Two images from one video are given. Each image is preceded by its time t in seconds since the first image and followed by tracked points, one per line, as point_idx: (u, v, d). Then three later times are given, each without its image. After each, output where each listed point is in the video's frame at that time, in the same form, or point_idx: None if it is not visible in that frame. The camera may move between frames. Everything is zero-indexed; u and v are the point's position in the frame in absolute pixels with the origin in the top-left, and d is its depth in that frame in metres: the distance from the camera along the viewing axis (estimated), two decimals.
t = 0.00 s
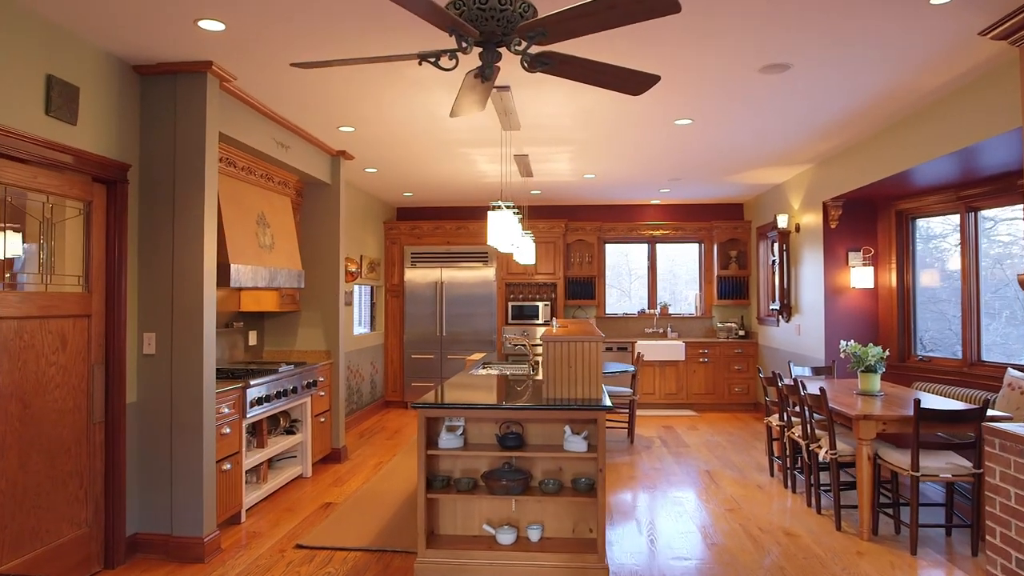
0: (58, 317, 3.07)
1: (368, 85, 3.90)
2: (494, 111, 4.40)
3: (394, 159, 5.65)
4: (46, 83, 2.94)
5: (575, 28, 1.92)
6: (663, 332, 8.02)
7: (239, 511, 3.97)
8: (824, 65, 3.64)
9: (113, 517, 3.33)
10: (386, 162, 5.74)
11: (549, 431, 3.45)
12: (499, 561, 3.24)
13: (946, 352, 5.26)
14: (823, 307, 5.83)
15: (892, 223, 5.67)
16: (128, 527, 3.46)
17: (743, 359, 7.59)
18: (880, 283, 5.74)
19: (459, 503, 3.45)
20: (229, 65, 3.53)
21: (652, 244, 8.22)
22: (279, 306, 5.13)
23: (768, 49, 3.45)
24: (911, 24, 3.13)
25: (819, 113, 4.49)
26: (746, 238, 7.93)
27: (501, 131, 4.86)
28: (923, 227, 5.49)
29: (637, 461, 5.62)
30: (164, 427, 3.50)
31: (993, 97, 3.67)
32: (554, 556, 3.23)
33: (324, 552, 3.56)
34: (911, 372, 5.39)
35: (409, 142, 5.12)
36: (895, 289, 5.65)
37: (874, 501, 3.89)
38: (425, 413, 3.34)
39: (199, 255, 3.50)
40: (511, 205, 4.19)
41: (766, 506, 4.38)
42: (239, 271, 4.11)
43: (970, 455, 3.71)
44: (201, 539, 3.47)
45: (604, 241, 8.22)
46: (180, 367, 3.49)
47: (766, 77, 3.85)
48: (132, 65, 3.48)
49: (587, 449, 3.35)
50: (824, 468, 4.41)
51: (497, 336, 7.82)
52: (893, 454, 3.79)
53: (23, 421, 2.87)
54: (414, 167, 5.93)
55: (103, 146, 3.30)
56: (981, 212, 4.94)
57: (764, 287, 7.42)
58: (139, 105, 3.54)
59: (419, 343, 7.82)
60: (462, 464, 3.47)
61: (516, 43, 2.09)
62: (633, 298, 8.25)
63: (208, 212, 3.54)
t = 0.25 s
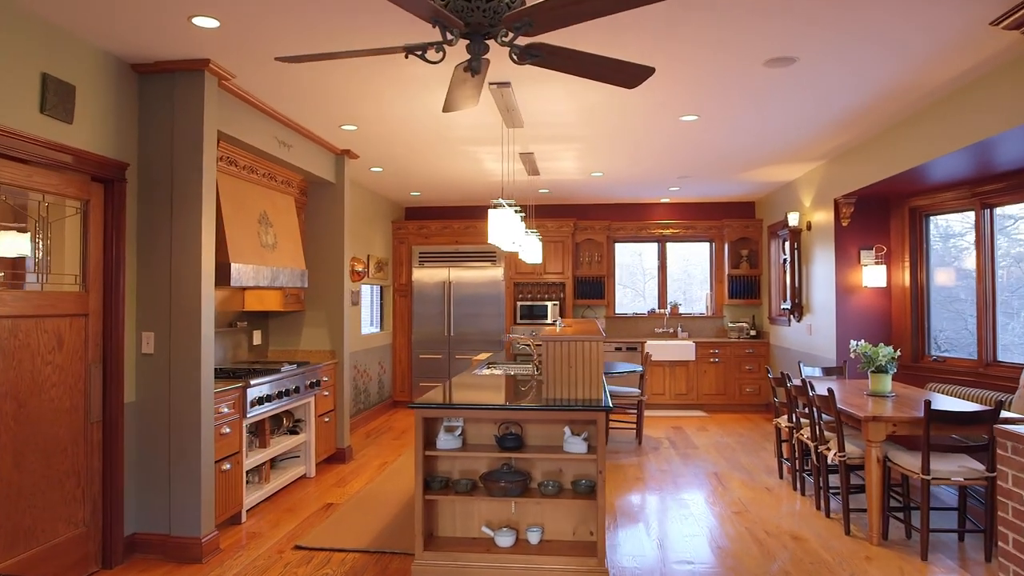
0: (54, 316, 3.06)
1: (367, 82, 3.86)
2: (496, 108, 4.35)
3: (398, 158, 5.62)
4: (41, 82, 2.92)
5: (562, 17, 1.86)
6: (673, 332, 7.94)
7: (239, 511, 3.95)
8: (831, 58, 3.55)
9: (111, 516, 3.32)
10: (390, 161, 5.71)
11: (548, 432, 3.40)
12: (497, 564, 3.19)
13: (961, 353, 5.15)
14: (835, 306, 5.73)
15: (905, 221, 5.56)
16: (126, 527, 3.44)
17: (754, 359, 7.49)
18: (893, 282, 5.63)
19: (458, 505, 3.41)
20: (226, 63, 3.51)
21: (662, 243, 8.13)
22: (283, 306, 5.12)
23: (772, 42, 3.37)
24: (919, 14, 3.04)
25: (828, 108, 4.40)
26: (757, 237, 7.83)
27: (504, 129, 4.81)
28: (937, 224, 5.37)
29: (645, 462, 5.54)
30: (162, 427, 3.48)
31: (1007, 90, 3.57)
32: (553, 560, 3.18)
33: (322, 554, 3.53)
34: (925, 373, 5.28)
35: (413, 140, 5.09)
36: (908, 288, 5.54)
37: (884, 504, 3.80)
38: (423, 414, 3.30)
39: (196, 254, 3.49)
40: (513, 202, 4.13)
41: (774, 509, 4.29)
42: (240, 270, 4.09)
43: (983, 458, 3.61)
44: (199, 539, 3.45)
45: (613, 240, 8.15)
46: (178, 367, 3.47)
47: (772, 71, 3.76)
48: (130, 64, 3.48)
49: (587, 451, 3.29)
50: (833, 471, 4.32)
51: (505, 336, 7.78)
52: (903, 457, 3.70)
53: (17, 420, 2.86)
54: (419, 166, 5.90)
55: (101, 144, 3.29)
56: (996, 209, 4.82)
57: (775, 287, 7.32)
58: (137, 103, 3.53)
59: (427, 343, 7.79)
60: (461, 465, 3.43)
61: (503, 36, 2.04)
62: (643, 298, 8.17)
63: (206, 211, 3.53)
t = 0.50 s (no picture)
0: (46, 315, 3.04)
1: (364, 79, 3.82)
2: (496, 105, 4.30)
3: (401, 156, 5.58)
4: (32, 80, 2.89)
5: (544, 5, 1.80)
6: (682, 332, 7.85)
7: (237, 511, 3.93)
8: (836, 51, 3.46)
9: (105, 517, 3.30)
10: (394, 160, 5.68)
11: (545, 433, 3.34)
12: (492, 567, 3.14)
13: (975, 353, 5.03)
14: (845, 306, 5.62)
15: (917, 218, 5.45)
16: (121, 527, 3.43)
17: (764, 359, 7.38)
18: (904, 281, 5.52)
19: (455, 507, 3.36)
20: (221, 60, 3.47)
21: (670, 242, 8.05)
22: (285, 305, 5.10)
23: (774, 35, 3.28)
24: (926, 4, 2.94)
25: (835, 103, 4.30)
26: (767, 235, 7.72)
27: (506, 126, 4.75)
28: (950, 222, 5.26)
29: (650, 464, 5.47)
30: (157, 427, 3.47)
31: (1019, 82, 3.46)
32: (550, 563, 3.12)
33: (318, 555, 3.50)
34: (938, 374, 5.16)
35: (414, 138, 5.05)
36: (920, 287, 5.42)
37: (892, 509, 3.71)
38: (418, 414, 3.25)
39: (191, 253, 3.46)
40: (511, 200, 4.07)
41: (780, 513, 4.20)
42: (238, 270, 4.07)
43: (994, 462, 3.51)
44: (193, 539, 3.42)
45: (621, 239, 8.07)
46: (173, 366, 3.45)
47: (776, 65, 3.67)
48: (125, 62, 3.46)
49: (585, 453, 3.23)
50: (841, 474, 4.23)
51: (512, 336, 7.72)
52: (911, 460, 3.60)
53: (8, 420, 2.84)
54: (423, 164, 5.86)
55: (95, 143, 3.27)
56: (1010, 206, 4.71)
57: (785, 286, 7.21)
58: (132, 101, 3.51)
59: (433, 342, 7.75)
60: (457, 466, 3.38)
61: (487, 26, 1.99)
62: (651, 297, 8.09)
63: (201, 209, 3.50)
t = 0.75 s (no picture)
0: (38, 316, 3.03)
1: (359, 77, 3.77)
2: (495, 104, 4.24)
3: (403, 156, 5.54)
4: (22, 79, 2.86)
5: None
6: (690, 332, 7.76)
7: (233, 513, 3.91)
8: (840, 46, 3.37)
9: (97, 519, 3.28)
10: (396, 159, 5.64)
11: (540, 436, 3.28)
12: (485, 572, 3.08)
13: (988, 355, 4.91)
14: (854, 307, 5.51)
15: (928, 217, 5.33)
16: (114, 529, 3.41)
17: (773, 361, 7.28)
18: (915, 281, 5.40)
19: (449, 511, 3.31)
20: (214, 59, 3.44)
21: (679, 242, 7.96)
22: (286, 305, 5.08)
23: (776, 31, 3.20)
24: None
25: (842, 99, 4.20)
26: (776, 235, 7.61)
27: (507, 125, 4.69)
28: (962, 221, 5.14)
29: (655, 467, 5.39)
30: (150, 428, 3.44)
31: None
32: (544, 569, 3.06)
33: (312, 558, 3.46)
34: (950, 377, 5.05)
35: (415, 137, 5.01)
36: (932, 287, 5.31)
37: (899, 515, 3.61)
38: (411, 417, 3.20)
39: (184, 253, 3.44)
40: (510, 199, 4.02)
41: (785, 518, 4.11)
42: (235, 270, 4.05)
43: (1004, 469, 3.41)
44: (186, 542, 3.39)
45: (628, 238, 7.99)
46: (166, 368, 3.43)
47: (779, 61, 3.58)
48: (119, 61, 3.43)
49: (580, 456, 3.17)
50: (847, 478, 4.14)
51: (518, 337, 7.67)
52: (918, 466, 3.51)
53: None
54: (425, 163, 5.82)
55: (88, 143, 3.25)
56: None
57: (795, 287, 7.10)
58: (126, 100, 3.49)
59: (439, 343, 7.71)
60: (451, 470, 3.33)
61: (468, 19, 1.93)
62: (659, 298, 8.00)
63: (195, 209, 3.48)
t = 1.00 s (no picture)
0: (31, 317, 3.02)
1: (355, 75, 3.72)
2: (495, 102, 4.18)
3: (406, 155, 5.50)
4: (14, 79, 2.84)
5: None
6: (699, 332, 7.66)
7: (231, 515, 3.88)
8: (845, 40, 3.27)
9: (92, 520, 3.26)
10: (399, 158, 5.60)
11: (537, 439, 3.22)
12: None
13: (1004, 357, 4.78)
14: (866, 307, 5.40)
15: (941, 215, 5.21)
16: (110, 530, 3.39)
17: (784, 361, 7.17)
18: (929, 281, 5.28)
19: (444, 514, 3.26)
20: (208, 58, 3.41)
21: (688, 241, 7.86)
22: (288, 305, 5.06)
23: (777, 25, 3.11)
24: None
25: (850, 94, 4.10)
26: (788, 233, 7.50)
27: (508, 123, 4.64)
28: (976, 219, 5.02)
29: (661, 469, 5.31)
30: (146, 429, 3.43)
31: None
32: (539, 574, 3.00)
33: (307, 561, 3.43)
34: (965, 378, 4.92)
35: (417, 136, 4.96)
36: (945, 287, 5.18)
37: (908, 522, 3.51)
38: (405, 419, 3.16)
39: (179, 253, 3.41)
40: (512, 198, 3.98)
41: (791, 523, 4.02)
42: (234, 271, 4.03)
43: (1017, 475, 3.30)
44: (181, 543, 3.37)
45: (637, 237, 7.91)
46: (161, 369, 3.41)
47: (783, 56, 3.49)
48: (113, 60, 3.42)
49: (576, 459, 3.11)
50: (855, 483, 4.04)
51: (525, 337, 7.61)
52: (927, 471, 3.41)
53: None
54: (429, 163, 5.78)
55: (83, 143, 3.23)
56: None
57: (806, 286, 6.99)
58: (121, 100, 3.47)
59: (446, 343, 7.68)
60: (447, 472, 3.28)
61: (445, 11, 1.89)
62: (668, 297, 7.91)
63: (190, 208, 3.46)
